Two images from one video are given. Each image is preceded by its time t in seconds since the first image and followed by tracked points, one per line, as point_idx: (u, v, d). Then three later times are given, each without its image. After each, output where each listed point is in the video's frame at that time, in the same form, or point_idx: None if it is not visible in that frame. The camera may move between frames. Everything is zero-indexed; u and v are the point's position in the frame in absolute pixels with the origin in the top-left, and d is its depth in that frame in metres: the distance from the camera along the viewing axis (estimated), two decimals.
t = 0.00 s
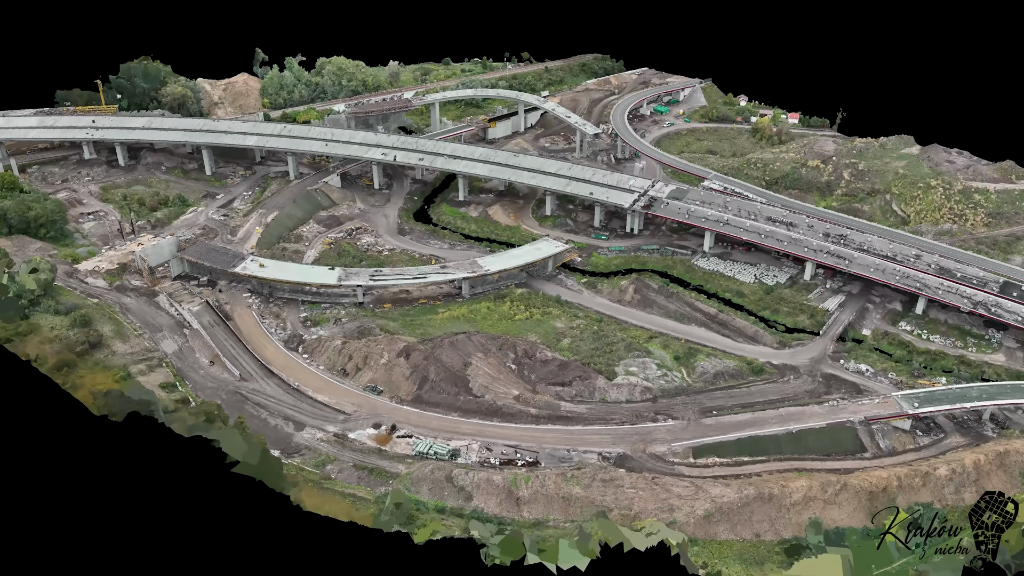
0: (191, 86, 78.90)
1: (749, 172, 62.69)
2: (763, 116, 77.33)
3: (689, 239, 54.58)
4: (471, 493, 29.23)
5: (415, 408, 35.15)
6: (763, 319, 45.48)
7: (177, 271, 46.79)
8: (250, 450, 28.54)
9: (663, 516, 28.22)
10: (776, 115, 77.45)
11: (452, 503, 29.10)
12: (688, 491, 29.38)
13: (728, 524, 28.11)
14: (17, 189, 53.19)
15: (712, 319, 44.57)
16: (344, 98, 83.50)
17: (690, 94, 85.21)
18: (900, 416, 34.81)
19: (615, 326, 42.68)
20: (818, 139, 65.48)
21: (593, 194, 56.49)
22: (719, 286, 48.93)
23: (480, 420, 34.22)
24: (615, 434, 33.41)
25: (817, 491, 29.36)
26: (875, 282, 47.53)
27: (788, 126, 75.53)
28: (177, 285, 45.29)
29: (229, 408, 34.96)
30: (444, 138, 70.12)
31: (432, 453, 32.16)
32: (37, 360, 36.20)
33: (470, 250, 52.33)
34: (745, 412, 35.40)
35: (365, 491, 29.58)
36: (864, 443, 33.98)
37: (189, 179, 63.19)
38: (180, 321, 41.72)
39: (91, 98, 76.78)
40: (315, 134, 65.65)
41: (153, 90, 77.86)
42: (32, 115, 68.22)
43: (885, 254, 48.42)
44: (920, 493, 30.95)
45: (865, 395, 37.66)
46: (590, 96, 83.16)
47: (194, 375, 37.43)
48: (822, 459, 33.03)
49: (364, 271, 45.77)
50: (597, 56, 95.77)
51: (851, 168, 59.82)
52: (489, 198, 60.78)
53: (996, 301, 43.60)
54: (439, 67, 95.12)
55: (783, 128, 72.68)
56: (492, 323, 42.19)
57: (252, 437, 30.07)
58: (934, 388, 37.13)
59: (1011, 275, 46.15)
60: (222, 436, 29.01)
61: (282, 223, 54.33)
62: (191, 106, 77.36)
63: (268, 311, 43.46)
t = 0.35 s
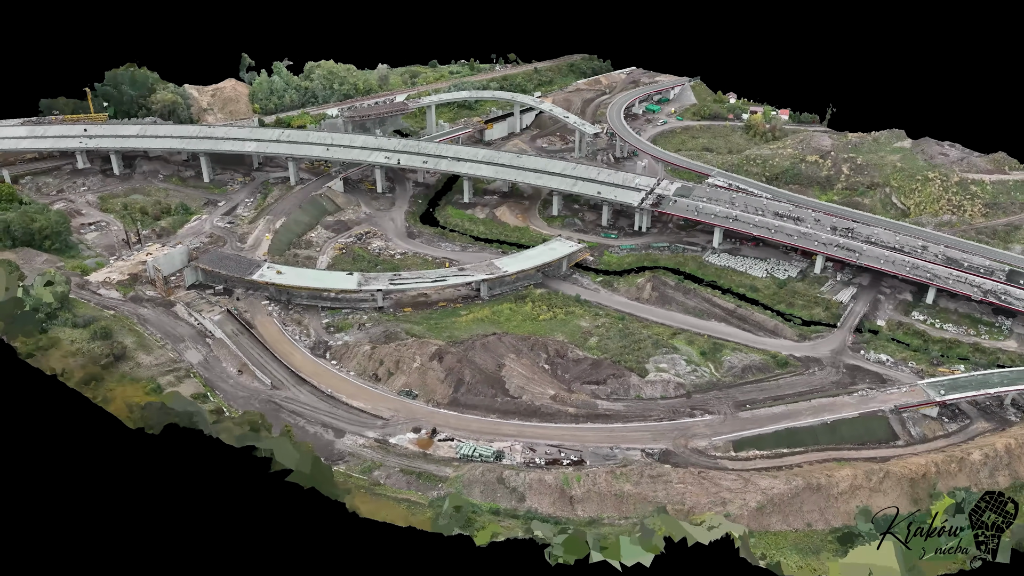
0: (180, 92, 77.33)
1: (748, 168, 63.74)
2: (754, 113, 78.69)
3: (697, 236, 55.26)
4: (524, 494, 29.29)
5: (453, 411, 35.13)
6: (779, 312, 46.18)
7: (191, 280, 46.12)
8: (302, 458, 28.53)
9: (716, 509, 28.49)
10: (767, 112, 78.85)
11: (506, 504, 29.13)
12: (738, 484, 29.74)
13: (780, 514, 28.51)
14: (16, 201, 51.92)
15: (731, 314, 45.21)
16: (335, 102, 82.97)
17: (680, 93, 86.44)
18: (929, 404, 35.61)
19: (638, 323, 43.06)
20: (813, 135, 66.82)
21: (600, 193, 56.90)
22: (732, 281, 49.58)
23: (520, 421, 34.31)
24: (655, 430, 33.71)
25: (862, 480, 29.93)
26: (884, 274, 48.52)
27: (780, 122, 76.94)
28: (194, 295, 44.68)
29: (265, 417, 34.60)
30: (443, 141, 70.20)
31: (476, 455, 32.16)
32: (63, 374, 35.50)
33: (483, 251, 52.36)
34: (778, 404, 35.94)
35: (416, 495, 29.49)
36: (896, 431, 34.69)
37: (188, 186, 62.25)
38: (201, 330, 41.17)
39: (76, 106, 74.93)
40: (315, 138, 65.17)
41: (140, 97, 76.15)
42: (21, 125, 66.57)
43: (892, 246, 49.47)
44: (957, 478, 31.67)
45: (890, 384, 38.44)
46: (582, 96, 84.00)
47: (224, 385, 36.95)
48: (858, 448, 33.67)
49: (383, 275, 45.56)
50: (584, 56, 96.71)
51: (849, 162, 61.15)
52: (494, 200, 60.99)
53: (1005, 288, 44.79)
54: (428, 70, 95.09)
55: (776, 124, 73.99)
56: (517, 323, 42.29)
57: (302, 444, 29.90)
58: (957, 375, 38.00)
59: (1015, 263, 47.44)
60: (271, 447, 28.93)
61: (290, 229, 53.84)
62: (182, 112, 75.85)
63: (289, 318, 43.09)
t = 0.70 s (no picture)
0: (168, 97, 76.04)
1: (747, 164, 64.74)
2: (745, 110, 79.95)
3: (703, 232, 55.99)
4: (573, 492, 29.47)
5: (488, 411, 35.22)
6: (792, 306, 46.97)
7: (205, 287, 45.57)
8: (352, 463, 28.47)
9: (763, 500, 28.92)
10: (757, 109, 80.15)
11: (555, 503, 29.28)
12: (781, 475, 30.19)
13: (826, 503, 29.02)
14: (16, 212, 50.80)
15: (747, 309, 45.91)
16: (327, 106, 82.54)
17: (669, 92, 87.57)
18: (952, 390, 36.45)
19: (658, 319, 43.51)
20: (808, 132, 68.10)
21: (606, 192, 57.38)
22: (743, 276, 50.29)
23: (557, 420, 34.50)
24: (691, 425, 34.10)
25: (900, 466, 30.57)
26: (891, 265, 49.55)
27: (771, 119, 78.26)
28: (210, 303, 44.18)
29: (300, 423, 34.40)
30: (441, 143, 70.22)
31: (518, 455, 32.26)
32: (90, 387, 34.93)
33: (494, 253, 52.50)
34: (806, 395, 36.56)
35: (466, 497, 29.51)
36: (922, 418, 35.46)
37: (187, 194, 61.44)
38: (223, 338, 40.74)
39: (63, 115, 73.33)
40: (315, 143, 64.77)
41: (129, 105, 74.72)
42: (9, 134, 65.06)
43: (897, 238, 50.55)
44: (988, 462, 32.46)
45: (909, 372, 39.29)
46: (574, 97, 84.82)
47: (253, 393, 36.64)
48: (888, 436, 34.37)
49: (402, 279, 45.50)
50: (571, 57, 97.53)
51: (846, 157, 62.44)
52: (499, 201, 61.22)
53: (1010, 277, 46.00)
54: (416, 73, 95.06)
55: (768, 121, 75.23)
56: (540, 323, 42.47)
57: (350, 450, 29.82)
58: (975, 362, 38.92)
59: (1017, 252, 48.75)
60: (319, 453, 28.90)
61: (298, 235, 53.46)
62: (173, 119, 74.57)
63: (310, 324, 42.84)
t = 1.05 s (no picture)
0: (159, 103, 75.24)
1: (744, 161, 65.60)
2: (736, 108, 81.06)
3: (706, 229, 56.65)
4: (613, 488, 29.69)
5: (516, 410, 35.34)
6: (801, 299, 47.69)
7: (217, 294, 45.14)
8: (395, 466, 28.48)
9: (801, 491, 29.36)
10: (748, 106, 81.28)
11: (596, 499, 29.48)
12: (815, 465, 30.65)
13: (862, 492, 29.50)
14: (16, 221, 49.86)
15: (759, 303, 46.57)
16: (319, 109, 82.19)
17: (659, 91, 88.52)
18: (968, 378, 37.22)
19: (674, 315, 43.96)
20: (801, 128, 69.19)
21: (610, 190, 57.80)
22: (751, 271, 50.95)
23: (587, 417, 34.74)
24: (720, 418, 34.50)
25: (930, 454, 31.17)
26: (894, 257, 50.48)
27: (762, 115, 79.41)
28: (224, 309, 43.80)
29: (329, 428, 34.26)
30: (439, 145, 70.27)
31: (552, 453, 32.42)
32: (114, 397, 34.44)
33: (502, 253, 52.69)
34: (828, 386, 37.14)
35: (506, 496, 29.58)
36: (942, 406, 36.19)
37: (186, 200, 60.80)
38: (241, 344, 40.42)
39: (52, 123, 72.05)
40: (314, 146, 64.40)
41: (119, 111, 73.82)
42: None
43: (899, 230, 51.51)
44: (1010, 447, 33.20)
45: (923, 361, 40.08)
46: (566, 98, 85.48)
47: (279, 399, 36.42)
48: (911, 424, 35.03)
49: (416, 281, 45.50)
50: (560, 57, 98.23)
51: (842, 152, 63.54)
52: (502, 202, 61.44)
53: (1012, 266, 47.08)
54: (405, 75, 95.04)
55: (760, 118, 76.33)
56: (558, 322, 42.69)
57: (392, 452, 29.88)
58: (987, 350, 39.73)
59: (1016, 242, 49.88)
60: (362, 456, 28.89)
61: (305, 239, 53.15)
62: (166, 124, 73.55)
63: (328, 328, 42.66)
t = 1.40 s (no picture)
0: (148, 109, 74.15)
1: (740, 157, 66.46)
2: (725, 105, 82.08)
3: (709, 224, 57.30)
4: (652, 483, 29.96)
5: (545, 408, 35.52)
6: (809, 292, 48.46)
7: (230, 300, 44.70)
8: (438, 467, 28.65)
9: (837, 479, 29.88)
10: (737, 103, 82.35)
11: (636, 494, 29.73)
12: (847, 454, 31.19)
13: (895, 478, 30.08)
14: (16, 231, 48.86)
15: (769, 297, 47.24)
16: (311, 113, 81.74)
17: (647, 89, 89.38)
18: (982, 364, 38.09)
19: (688, 311, 44.44)
20: (794, 124, 70.26)
21: (613, 189, 58.27)
22: (757, 266, 51.62)
23: (616, 413, 35.02)
24: (747, 411, 34.97)
25: (956, 439, 31.88)
26: (896, 248, 51.45)
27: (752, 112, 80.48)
28: (239, 315, 43.40)
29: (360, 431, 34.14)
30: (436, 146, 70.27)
31: (587, 449, 32.63)
32: (140, 406, 33.98)
33: (511, 253, 52.87)
34: (848, 376, 37.80)
35: (547, 494, 29.72)
36: (959, 392, 36.99)
37: (185, 207, 60.08)
38: (261, 350, 40.12)
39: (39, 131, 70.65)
40: (312, 150, 64.01)
41: (107, 118, 72.53)
42: None
43: (899, 222, 52.51)
44: None
45: (935, 350, 40.93)
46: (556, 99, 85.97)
47: (305, 403, 36.18)
48: (931, 411, 35.78)
49: (430, 283, 45.48)
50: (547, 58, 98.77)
51: (836, 147, 64.61)
52: (503, 202, 61.62)
53: (1011, 255, 48.21)
54: (393, 78, 94.87)
55: (751, 115, 77.37)
56: (576, 320, 42.94)
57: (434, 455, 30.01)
58: (997, 337, 40.64)
59: (1013, 232, 51.06)
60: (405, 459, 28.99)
61: (312, 244, 52.86)
62: (156, 131, 72.64)
63: (346, 332, 42.48)
